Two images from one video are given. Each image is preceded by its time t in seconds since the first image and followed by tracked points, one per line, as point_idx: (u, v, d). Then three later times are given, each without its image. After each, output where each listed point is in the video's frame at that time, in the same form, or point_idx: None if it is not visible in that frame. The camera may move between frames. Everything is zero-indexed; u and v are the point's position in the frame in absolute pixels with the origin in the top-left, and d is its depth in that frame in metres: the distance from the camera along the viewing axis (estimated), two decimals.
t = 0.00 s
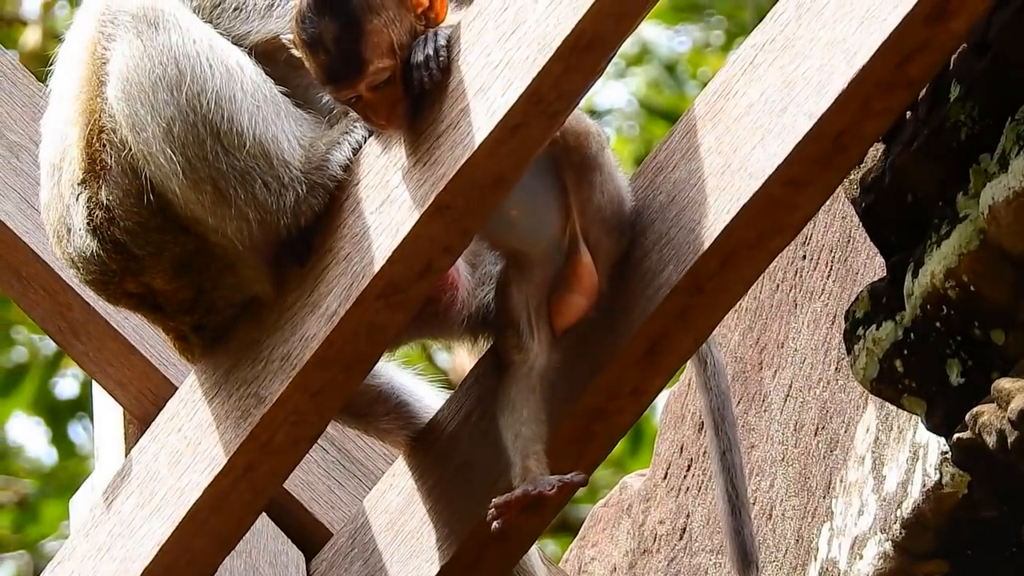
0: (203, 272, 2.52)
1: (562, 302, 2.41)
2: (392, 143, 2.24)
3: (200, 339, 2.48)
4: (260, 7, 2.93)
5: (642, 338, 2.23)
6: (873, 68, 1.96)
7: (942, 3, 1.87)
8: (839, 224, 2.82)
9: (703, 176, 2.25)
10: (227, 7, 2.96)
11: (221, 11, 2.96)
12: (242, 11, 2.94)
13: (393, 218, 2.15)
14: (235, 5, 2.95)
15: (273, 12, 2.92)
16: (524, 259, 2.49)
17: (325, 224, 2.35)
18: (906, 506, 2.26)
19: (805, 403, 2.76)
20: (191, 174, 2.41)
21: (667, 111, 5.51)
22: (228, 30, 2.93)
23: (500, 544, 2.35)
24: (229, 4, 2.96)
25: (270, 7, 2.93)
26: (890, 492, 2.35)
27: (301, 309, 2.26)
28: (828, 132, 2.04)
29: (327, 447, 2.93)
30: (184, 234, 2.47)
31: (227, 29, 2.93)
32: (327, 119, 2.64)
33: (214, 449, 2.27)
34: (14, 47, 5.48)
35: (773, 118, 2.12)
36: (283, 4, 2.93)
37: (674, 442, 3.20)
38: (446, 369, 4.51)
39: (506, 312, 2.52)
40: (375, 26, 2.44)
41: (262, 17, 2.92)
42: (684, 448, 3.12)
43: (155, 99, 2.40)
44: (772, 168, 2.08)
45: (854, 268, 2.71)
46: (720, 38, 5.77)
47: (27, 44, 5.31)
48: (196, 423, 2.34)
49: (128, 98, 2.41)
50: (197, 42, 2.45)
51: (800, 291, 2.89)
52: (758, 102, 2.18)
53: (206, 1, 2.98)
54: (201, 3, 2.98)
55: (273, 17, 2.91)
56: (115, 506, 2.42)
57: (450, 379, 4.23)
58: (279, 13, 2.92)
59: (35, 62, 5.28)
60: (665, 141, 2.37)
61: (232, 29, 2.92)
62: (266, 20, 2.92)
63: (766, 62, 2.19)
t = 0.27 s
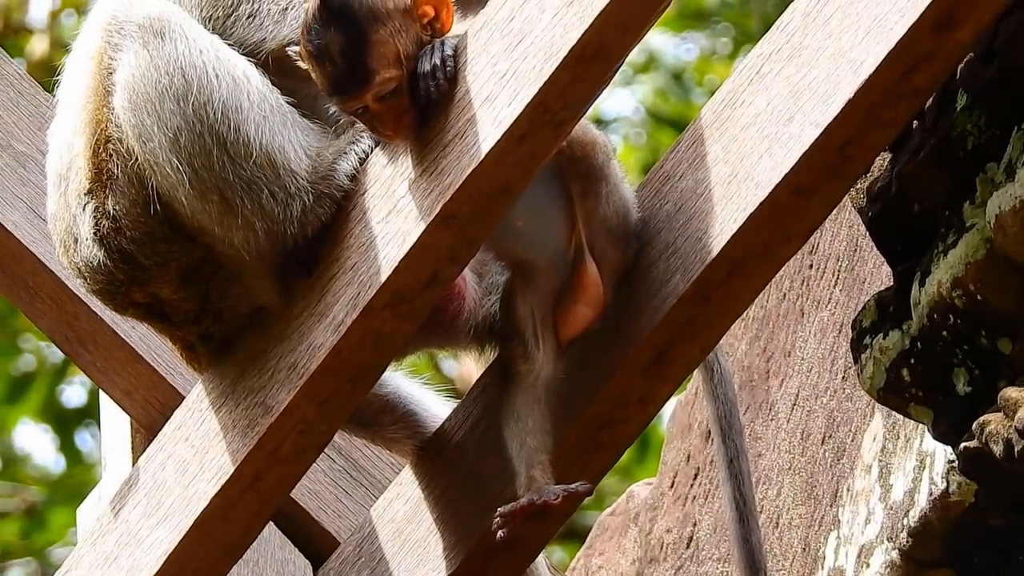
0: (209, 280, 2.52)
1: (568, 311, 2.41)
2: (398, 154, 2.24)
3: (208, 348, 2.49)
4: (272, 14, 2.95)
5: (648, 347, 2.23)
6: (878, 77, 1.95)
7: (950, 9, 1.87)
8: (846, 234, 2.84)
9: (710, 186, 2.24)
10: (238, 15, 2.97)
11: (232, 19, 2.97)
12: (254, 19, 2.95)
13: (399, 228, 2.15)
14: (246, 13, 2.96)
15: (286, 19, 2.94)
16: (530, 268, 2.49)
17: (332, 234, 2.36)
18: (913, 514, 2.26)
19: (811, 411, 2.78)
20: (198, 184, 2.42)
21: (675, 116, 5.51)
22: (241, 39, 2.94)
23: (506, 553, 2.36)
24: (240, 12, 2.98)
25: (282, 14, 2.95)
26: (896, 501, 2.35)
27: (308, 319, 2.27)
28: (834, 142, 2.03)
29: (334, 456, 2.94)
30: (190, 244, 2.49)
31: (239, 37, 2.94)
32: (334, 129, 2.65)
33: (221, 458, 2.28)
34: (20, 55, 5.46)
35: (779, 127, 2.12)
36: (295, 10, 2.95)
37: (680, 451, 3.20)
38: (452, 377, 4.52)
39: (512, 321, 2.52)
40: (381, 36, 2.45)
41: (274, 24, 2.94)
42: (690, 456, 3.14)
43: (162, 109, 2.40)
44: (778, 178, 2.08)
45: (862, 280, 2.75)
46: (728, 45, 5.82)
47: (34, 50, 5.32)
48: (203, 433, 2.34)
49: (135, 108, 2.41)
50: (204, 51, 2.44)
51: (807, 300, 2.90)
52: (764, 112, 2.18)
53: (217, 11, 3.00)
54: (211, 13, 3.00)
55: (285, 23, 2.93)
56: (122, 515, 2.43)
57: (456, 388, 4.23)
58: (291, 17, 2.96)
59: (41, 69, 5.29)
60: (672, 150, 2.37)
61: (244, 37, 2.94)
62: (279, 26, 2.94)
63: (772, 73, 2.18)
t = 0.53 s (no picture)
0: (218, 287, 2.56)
1: (576, 316, 2.41)
2: (408, 159, 2.23)
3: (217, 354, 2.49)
4: (280, 16, 2.95)
5: (656, 352, 2.23)
6: (887, 82, 1.95)
7: (958, 16, 1.86)
8: (853, 239, 2.86)
9: (719, 191, 2.24)
10: (246, 17, 2.96)
11: (240, 21, 2.97)
12: (262, 21, 2.95)
13: (409, 233, 2.15)
14: (253, 16, 2.96)
15: (294, 20, 2.94)
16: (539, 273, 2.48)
17: (341, 239, 2.36)
18: (921, 520, 2.26)
19: (819, 417, 2.80)
20: (206, 190, 2.43)
21: (684, 123, 5.59)
22: (248, 42, 2.94)
23: (514, 557, 2.36)
24: (247, 14, 2.97)
25: (290, 15, 2.95)
26: (905, 506, 2.36)
27: (315, 325, 2.26)
28: (842, 147, 2.03)
29: (342, 462, 2.94)
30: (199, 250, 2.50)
31: (248, 40, 2.94)
32: (343, 134, 2.65)
33: (229, 464, 2.28)
34: (27, 59, 5.46)
35: (788, 132, 2.12)
36: (303, 11, 2.94)
37: (689, 456, 3.21)
38: (461, 382, 4.52)
39: (521, 326, 2.52)
40: (395, 37, 2.46)
41: (282, 26, 2.93)
42: (699, 462, 3.16)
43: (170, 115, 2.41)
44: (787, 183, 2.07)
45: (871, 285, 2.76)
46: (735, 49, 5.74)
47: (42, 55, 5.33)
48: (211, 438, 2.34)
49: (144, 114, 2.42)
50: (212, 57, 2.46)
51: (815, 304, 2.91)
52: (774, 117, 2.17)
53: (224, 14, 2.99)
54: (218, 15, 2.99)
55: (294, 26, 2.93)
56: (130, 521, 2.43)
57: (467, 395, 4.24)
58: (299, 20, 2.94)
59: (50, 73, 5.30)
60: (680, 155, 2.36)
61: (253, 41, 2.93)
62: (287, 28, 2.93)
63: (781, 77, 2.17)
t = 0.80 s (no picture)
0: (226, 289, 2.58)
1: (583, 320, 2.41)
2: (415, 161, 2.24)
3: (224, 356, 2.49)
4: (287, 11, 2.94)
5: (664, 355, 2.23)
6: (894, 86, 1.95)
7: (966, 19, 1.86)
8: (861, 243, 2.87)
9: (728, 195, 2.24)
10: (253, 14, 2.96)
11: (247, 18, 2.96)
12: (268, 16, 2.94)
13: (417, 236, 2.15)
14: (259, 12, 2.95)
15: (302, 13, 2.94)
16: (546, 276, 2.48)
17: (349, 243, 2.36)
18: (929, 522, 2.26)
19: (827, 421, 2.79)
20: (214, 193, 2.44)
21: (690, 129, 5.60)
22: (257, 39, 2.93)
23: (521, 561, 2.36)
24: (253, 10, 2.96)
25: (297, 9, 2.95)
26: (912, 509, 2.36)
27: (323, 328, 2.26)
28: (850, 151, 2.03)
29: (350, 465, 2.94)
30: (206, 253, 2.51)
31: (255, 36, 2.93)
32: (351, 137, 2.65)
33: (237, 466, 2.28)
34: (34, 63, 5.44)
35: (796, 136, 2.12)
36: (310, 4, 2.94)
37: (696, 460, 3.21)
38: (469, 387, 4.52)
39: (528, 330, 2.52)
40: (403, 40, 2.47)
41: (289, 21, 2.93)
42: (706, 465, 3.17)
43: (178, 119, 2.42)
44: (794, 187, 2.07)
45: (879, 290, 2.76)
46: (744, 54, 5.77)
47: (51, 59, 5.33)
48: (219, 441, 2.34)
49: (152, 118, 2.44)
50: (220, 60, 2.46)
51: (822, 308, 2.91)
52: (782, 121, 2.17)
53: (231, 12, 2.98)
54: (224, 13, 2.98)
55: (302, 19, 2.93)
56: (138, 523, 2.43)
57: (474, 399, 4.24)
58: (305, 12, 2.95)
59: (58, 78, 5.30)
60: (688, 159, 2.36)
61: (261, 37, 2.93)
62: (294, 22, 2.93)
63: (789, 81, 2.17)
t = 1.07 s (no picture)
0: (232, 294, 2.58)
1: (588, 326, 2.41)
2: (421, 168, 2.24)
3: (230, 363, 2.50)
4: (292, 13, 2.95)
5: (670, 361, 2.23)
6: (900, 92, 1.94)
7: (970, 26, 1.87)
8: (867, 249, 2.87)
9: (733, 202, 2.23)
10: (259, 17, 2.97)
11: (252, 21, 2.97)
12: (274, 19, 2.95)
13: (422, 243, 2.15)
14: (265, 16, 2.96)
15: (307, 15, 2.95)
16: (552, 283, 2.48)
17: (355, 249, 2.37)
18: (935, 530, 2.27)
19: (833, 427, 2.80)
20: (220, 201, 2.45)
21: (696, 133, 5.61)
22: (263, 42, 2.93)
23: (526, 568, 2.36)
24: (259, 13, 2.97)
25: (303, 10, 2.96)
26: (918, 517, 2.37)
27: (328, 336, 2.27)
28: (856, 157, 2.02)
29: (356, 472, 2.94)
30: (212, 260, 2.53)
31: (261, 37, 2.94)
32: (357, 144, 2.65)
33: (243, 474, 2.28)
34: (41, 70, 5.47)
35: (802, 142, 2.11)
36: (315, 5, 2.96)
37: (702, 467, 3.21)
38: (476, 395, 4.53)
39: (534, 337, 2.52)
40: (409, 48, 2.47)
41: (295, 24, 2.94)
42: (713, 472, 3.17)
43: (183, 126, 2.43)
44: (800, 193, 2.07)
45: (885, 296, 2.77)
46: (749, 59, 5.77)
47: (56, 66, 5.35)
48: (225, 449, 2.34)
49: (157, 125, 2.44)
50: (225, 68, 2.47)
51: (828, 314, 2.91)
52: (787, 127, 2.17)
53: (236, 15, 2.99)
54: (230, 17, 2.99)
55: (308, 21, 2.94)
56: (144, 530, 2.43)
57: (480, 406, 4.24)
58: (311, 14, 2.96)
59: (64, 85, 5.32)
60: (694, 165, 2.36)
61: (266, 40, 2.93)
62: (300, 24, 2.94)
63: (795, 87, 2.17)
